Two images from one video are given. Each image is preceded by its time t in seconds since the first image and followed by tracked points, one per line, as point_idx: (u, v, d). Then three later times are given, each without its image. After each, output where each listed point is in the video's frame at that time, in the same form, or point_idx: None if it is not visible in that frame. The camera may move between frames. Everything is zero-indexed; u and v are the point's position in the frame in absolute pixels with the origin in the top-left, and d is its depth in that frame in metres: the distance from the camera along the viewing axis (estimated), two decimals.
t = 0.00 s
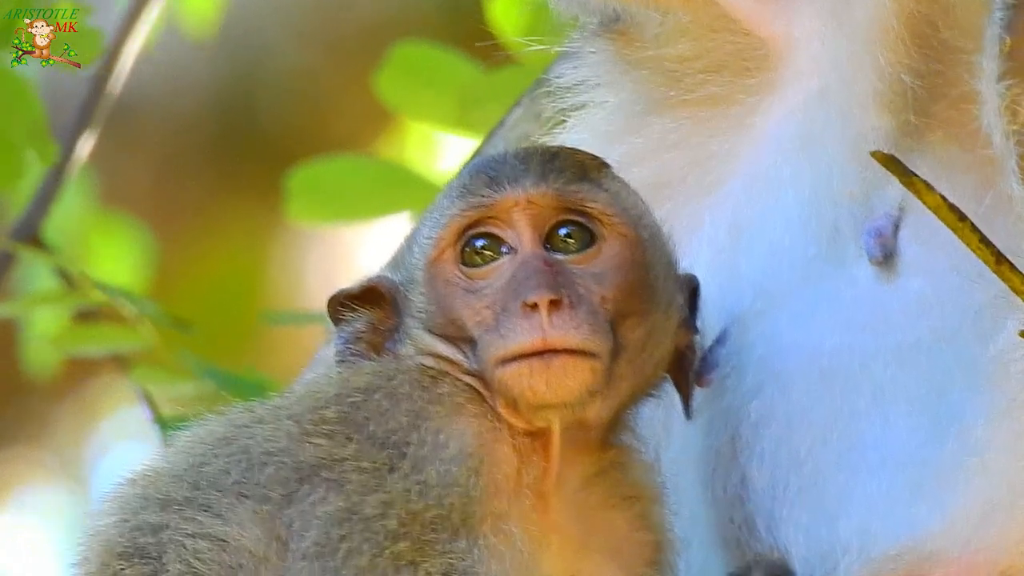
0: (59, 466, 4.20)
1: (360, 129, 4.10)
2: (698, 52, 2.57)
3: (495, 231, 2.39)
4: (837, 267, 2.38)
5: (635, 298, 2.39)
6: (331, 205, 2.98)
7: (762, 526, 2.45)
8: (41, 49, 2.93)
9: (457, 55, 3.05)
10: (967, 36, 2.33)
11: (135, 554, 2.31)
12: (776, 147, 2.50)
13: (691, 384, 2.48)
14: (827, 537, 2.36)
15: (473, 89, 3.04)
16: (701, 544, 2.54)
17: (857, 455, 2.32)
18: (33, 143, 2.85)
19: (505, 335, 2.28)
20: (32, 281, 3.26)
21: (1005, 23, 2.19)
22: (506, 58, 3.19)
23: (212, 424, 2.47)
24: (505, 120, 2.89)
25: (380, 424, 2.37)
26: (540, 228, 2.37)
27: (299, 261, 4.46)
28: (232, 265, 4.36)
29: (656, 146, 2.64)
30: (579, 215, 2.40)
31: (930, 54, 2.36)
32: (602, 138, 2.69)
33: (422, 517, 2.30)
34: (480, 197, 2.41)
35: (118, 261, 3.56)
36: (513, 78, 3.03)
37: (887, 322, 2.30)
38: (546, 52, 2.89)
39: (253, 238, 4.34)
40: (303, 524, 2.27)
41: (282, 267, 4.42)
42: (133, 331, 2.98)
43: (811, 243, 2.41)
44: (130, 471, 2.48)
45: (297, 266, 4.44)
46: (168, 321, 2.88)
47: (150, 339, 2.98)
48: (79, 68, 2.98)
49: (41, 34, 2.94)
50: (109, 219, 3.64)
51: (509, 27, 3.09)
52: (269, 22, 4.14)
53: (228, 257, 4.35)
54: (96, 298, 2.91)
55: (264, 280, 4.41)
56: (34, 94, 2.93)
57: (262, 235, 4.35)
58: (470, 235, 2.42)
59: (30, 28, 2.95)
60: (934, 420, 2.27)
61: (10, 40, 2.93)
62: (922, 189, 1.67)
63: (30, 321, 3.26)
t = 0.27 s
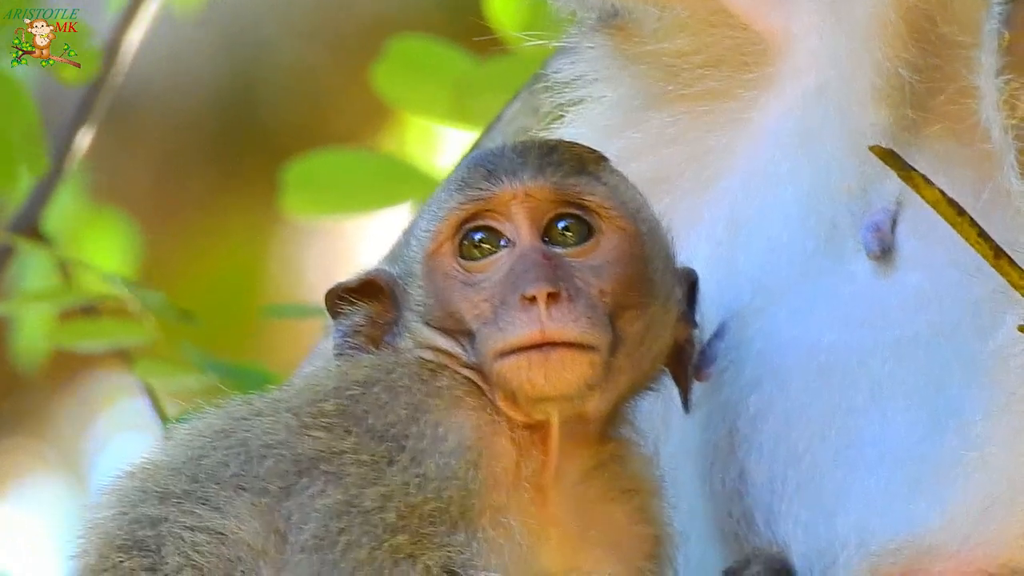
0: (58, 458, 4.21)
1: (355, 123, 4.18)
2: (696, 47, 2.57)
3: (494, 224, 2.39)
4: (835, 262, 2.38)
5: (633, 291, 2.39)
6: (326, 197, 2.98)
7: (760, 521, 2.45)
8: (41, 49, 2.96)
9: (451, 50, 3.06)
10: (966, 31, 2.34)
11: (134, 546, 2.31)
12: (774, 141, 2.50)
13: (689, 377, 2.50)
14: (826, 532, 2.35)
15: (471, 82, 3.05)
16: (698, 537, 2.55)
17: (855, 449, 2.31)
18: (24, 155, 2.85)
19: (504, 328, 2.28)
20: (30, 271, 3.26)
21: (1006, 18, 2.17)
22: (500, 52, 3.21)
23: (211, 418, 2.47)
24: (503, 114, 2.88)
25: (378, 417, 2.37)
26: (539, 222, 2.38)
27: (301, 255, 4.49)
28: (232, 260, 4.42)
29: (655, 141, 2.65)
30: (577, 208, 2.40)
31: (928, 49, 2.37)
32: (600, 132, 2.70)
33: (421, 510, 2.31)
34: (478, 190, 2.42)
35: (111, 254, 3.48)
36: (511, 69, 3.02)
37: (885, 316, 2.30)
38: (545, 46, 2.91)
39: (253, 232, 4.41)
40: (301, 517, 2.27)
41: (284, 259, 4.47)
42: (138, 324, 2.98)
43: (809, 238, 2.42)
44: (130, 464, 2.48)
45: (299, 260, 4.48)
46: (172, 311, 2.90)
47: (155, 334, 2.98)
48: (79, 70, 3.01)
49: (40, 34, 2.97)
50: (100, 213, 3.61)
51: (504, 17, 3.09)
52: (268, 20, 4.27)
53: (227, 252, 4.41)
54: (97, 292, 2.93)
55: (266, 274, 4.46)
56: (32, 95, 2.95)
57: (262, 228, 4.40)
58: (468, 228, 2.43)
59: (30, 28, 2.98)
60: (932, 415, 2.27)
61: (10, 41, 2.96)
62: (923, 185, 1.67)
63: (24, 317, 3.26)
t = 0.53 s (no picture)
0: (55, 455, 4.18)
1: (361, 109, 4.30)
2: (690, 41, 2.58)
3: (489, 218, 2.39)
4: (831, 256, 2.38)
5: (629, 284, 2.40)
6: (324, 188, 2.98)
7: (756, 517, 2.44)
8: (41, 49, 3.00)
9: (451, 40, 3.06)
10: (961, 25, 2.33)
11: (130, 541, 2.32)
12: (771, 134, 2.51)
13: (685, 370, 2.48)
14: (823, 526, 2.34)
15: (470, 74, 3.04)
16: (695, 533, 2.53)
17: (851, 443, 2.31)
18: (20, 166, 2.86)
19: (499, 321, 2.28)
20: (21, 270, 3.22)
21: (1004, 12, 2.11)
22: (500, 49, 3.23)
23: (206, 412, 2.47)
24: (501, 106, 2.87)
25: (374, 411, 2.37)
26: (535, 214, 2.38)
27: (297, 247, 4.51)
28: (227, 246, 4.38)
29: (650, 135, 2.64)
30: (573, 202, 2.40)
31: (924, 42, 2.36)
32: (595, 127, 2.68)
33: (417, 504, 2.31)
34: (474, 183, 2.41)
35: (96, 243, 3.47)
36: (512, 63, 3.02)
37: (880, 308, 2.30)
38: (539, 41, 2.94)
39: (250, 225, 4.40)
40: (296, 512, 2.27)
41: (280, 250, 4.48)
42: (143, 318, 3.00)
43: (805, 232, 2.42)
44: (125, 459, 2.48)
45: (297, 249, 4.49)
46: (181, 306, 2.92)
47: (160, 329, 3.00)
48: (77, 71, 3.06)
49: (40, 33, 3.02)
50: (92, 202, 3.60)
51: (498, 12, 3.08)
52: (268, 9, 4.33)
53: (224, 244, 4.37)
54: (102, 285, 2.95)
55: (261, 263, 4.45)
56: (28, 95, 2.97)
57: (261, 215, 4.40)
58: (464, 222, 2.42)
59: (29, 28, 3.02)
60: (927, 408, 2.26)
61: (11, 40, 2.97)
62: (919, 176, 1.65)
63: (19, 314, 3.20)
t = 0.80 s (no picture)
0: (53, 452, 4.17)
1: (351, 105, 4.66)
2: (684, 37, 2.57)
3: (483, 213, 2.39)
4: (824, 250, 2.38)
5: (623, 279, 2.39)
6: (319, 178, 2.99)
7: (750, 512, 2.45)
8: (41, 50, 2.99)
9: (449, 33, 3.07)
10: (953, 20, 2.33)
11: (124, 537, 2.32)
12: (765, 130, 2.51)
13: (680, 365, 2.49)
14: (817, 521, 2.35)
15: (465, 66, 3.05)
16: (689, 528, 2.54)
17: (844, 437, 2.31)
18: (19, 156, 2.87)
19: (493, 316, 2.28)
20: (19, 266, 3.23)
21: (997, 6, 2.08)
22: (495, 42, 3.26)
23: (201, 408, 2.48)
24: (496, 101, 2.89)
25: (368, 406, 2.37)
26: (529, 210, 2.38)
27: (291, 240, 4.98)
28: (220, 233, 4.90)
29: (644, 131, 2.65)
30: (566, 197, 2.40)
31: (917, 38, 2.35)
32: (588, 123, 2.69)
33: (412, 500, 2.29)
34: (467, 178, 2.41)
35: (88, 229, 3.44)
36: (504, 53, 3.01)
37: (874, 302, 2.30)
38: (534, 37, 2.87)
39: (245, 218, 4.92)
40: (291, 508, 2.27)
41: (273, 242, 4.97)
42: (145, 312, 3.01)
43: (799, 227, 2.42)
44: (119, 455, 2.48)
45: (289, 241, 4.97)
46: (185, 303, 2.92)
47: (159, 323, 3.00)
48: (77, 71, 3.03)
49: (40, 34, 3.00)
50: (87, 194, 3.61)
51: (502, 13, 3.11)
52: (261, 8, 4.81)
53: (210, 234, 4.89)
54: (105, 279, 2.96)
55: (252, 252, 4.96)
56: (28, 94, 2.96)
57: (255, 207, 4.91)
58: (458, 217, 2.42)
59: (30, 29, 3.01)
60: (921, 403, 2.26)
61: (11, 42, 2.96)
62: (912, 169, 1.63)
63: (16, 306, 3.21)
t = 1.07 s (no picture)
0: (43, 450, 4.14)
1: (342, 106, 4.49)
2: (679, 34, 2.58)
3: (477, 211, 2.39)
4: (818, 248, 2.38)
5: (618, 276, 2.39)
6: (313, 175, 2.98)
7: (744, 509, 2.45)
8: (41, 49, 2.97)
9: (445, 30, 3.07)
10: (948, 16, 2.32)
11: (119, 534, 2.32)
12: (759, 127, 2.51)
13: (674, 362, 2.49)
14: (812, 518, 2.34)
15: (459, 64, 3.05)
16: (683, 526, 2.54)
17: (838, 435, 2.31)
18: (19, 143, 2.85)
19: (488, 313, 2.28)
20: (15, 262, 3.23)
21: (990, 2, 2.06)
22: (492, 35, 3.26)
23: (195, 405, 2.48)
24: (492, 98, 2.88)
25: (363, 404, 2.37)
26: (523, 207, 2.38)
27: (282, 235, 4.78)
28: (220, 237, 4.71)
29: (639, 128, 2.64)
30: (561, 194, 2.40)
31: (912, 36, 2.34)
32: (583, 120, 2.69)
33: (406, 498, 2.29)
34: (462, 176, 2.41)
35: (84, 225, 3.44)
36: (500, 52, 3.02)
37: (869, 300, 2.30)
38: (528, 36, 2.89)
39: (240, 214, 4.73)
40: (284, 505, 2.27)
41: (268, 239, 4.76)
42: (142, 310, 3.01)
43: (793, 224, 2.42)
44: (113, 453, 2.48)
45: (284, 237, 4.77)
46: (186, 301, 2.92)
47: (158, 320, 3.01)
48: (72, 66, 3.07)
49: (41, 34, 2.99)
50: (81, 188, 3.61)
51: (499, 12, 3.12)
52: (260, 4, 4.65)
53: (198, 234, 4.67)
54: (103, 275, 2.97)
55: (250, 253, 4.76)
56: (27, 92, 2.93)
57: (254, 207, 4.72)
58: (453, 215, 2.42)
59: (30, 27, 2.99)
60: (915, 400, 2.26)
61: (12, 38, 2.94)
62: (910, 167, 1.63)
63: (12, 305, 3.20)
